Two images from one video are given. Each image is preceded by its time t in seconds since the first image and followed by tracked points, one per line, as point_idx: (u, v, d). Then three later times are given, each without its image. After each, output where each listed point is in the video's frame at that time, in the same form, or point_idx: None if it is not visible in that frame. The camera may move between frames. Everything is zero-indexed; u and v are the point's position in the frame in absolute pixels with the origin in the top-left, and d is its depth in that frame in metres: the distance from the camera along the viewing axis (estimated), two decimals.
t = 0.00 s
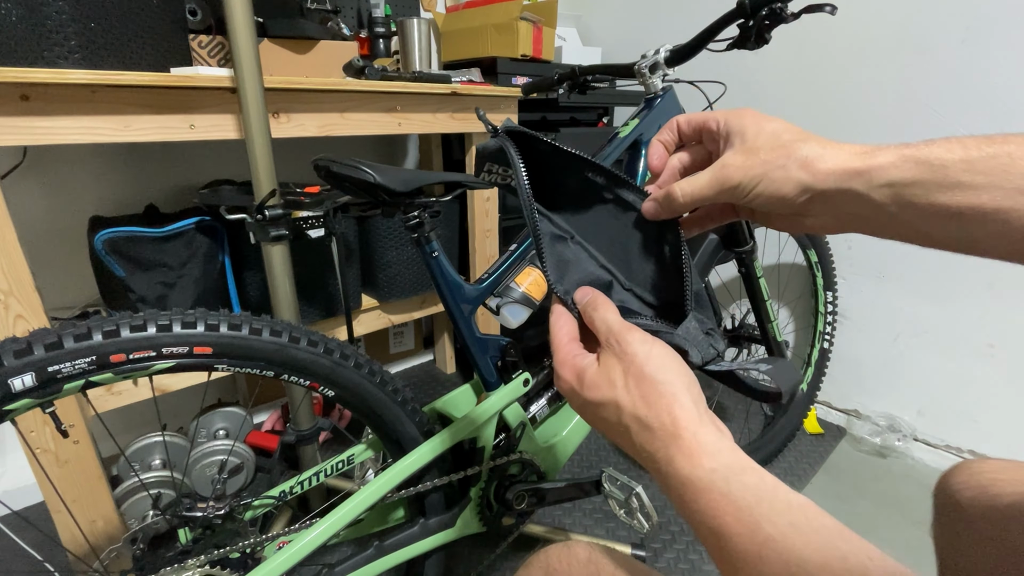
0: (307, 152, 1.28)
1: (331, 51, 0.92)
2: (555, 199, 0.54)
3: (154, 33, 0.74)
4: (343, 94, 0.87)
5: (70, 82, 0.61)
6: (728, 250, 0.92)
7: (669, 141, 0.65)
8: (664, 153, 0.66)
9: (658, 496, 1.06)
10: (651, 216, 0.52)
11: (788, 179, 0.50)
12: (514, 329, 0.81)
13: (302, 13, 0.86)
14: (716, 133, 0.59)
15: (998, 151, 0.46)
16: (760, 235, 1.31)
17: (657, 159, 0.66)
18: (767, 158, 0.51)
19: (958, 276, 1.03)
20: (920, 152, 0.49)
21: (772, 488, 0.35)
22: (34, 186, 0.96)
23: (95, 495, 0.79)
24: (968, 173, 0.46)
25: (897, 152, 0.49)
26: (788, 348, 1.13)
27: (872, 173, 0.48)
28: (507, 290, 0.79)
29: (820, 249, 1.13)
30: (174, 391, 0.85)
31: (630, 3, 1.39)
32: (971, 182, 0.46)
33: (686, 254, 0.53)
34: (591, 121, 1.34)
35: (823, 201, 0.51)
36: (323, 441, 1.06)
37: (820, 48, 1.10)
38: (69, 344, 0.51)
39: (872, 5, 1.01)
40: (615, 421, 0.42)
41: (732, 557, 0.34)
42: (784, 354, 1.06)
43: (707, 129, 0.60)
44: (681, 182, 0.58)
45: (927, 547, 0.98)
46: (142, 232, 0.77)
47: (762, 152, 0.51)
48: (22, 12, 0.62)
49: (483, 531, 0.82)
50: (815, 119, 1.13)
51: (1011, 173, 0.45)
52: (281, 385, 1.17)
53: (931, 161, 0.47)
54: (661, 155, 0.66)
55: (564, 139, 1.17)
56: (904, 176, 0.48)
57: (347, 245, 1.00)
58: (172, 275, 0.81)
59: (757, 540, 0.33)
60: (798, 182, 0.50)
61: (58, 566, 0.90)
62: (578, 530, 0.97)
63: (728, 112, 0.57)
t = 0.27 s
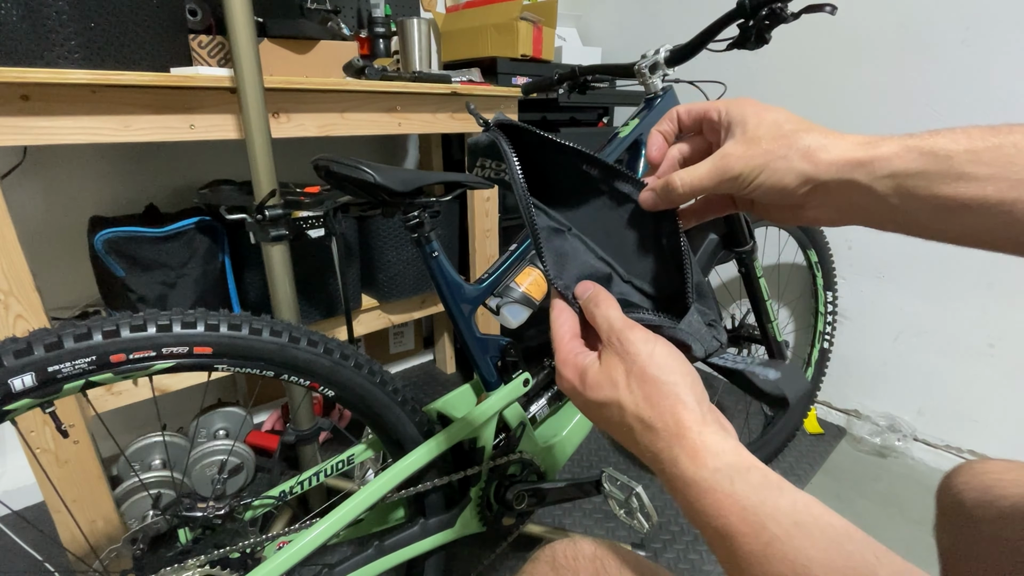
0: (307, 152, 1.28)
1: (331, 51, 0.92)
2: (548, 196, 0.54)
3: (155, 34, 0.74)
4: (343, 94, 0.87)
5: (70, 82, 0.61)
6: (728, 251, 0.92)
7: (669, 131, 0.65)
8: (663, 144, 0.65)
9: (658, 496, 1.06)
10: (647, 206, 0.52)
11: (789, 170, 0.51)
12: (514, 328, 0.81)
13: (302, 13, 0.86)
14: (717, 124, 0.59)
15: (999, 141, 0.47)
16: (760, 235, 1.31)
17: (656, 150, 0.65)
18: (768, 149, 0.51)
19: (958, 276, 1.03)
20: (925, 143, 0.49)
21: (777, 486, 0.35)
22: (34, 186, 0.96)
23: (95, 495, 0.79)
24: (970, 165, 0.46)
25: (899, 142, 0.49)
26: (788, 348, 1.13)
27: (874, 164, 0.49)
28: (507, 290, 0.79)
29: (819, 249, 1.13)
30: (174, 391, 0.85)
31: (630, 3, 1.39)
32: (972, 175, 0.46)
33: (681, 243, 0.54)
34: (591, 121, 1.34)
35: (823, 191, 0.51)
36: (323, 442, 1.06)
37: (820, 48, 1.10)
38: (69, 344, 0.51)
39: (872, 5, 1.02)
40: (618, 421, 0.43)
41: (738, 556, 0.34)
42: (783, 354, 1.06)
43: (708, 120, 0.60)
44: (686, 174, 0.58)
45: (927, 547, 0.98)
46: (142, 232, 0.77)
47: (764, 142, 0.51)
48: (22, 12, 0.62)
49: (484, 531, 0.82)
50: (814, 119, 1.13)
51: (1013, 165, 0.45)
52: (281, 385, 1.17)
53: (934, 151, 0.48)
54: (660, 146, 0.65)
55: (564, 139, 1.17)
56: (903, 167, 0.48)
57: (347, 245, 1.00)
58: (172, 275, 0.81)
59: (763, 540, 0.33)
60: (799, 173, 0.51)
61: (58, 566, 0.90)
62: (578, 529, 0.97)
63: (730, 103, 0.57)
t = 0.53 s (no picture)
0: (307, 152, 1.28)
1: (331, 51, 0.92)
2: (544, 193, 0.54)
3: (155, 33, 0.74)
4: (343, 94, 0.87)
5: (70, 82, 0.61)
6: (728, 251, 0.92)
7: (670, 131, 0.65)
8: (665, 143, 0.65)
9: (658, 497, 1.06)
10: (647, 204, 0.52)
11: (792, 167, 0.51)
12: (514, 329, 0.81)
13: (302, 13, 0.87)
14: (719, 123, 0.59)
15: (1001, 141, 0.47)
16: (760, 235, 1.31)
17: (657, 149, 0.65)
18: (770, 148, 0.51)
19: (959, 276, 1.03)
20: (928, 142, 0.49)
21: (777, 490, 0.35)
22: (34, 186, 0.96)
23: (95, 495, 0.79)
24: (972, 164, 0.46)
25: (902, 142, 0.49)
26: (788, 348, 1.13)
27: (877, 164, 0.49)
28: (507, 290, 0.79)
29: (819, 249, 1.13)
30: (174, 391, 0.85)
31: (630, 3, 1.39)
32: (974, 173, 0.46)
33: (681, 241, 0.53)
34: (591, 121, 1.34)
35: (826, 191, 0.51)
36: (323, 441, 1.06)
37: (820, 48, 1.10)
38: (69, 344, 0.51)
39: (873, 5, 1.02)
40: (617, 423, 0.43)
41: (737, 559, 0.34)
42: (783, 354, 1.06)
43: (710, 120, 0.60)
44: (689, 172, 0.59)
45: (927, 548, 0.98)
46: (142, 232, 0.77)
47: (765, 141, 0.51)
48: (22, 12, 0.62)
49: (484, 531, 0.82)
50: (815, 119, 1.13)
51: (1014, 165, 0.45)
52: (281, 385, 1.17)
53: (937, 151, 0.48)
54: (662, 146, 0.65)
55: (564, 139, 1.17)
56: (905, 165, 0.48)
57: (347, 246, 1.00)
58: (172, 275, 0.81)
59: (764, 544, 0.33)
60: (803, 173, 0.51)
61: (58, 566, 0.90)
62: (578, 529, 0.97)
63: (731, 103, 0.57)
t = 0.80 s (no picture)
0: (307, 152, 1.28)
1: (331, 51, 0.92)
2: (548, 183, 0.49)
3: (154, 34, 0.74)
4: (343, 94, 0.87)
5: (70, 82, 0.61)
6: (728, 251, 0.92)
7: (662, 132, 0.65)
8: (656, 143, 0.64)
9: (659, 496, 1.06)
10: (644, 193, 0.49)
11: (792, 168, 0.51)
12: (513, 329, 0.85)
13: (302, 13, 0.87)
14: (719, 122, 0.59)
15: (998, 130, 0.47)
16: (760, 235, 1.31)
17: (647, 147, 0.65)
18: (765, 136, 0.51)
19: (959, 276, 1.03)
20: (922, 132, 0.49)
21: (778, 499, 0.32)
22: (34, 186, 0.96)
23: (95, 495, 0.79)
24: (964, 153, 0.46)
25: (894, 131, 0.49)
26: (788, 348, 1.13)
27: (871, 151, 0.49)
28: (507, 290, 0.83)
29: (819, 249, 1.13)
30: (174, 391, 0.84)
31: (630, 3, 1.39)
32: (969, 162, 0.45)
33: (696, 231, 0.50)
34: (591, 121, 1.34)
35: (824, 180, 0.51)
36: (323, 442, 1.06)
37: (820, 48, 1.10)
38: (68, 344, 0.51)
39: (872, 5, 1.02)
40: (623, 420, 0.38)
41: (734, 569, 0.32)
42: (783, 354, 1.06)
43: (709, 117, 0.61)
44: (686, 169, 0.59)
45: (927, 547, 0.98)
46: (142, 232, 0.77)
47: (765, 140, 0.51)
48: (22, 12, 0.62)
49: (484, 531, 0.82)
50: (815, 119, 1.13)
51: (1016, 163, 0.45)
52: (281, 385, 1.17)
53: (930, 140, 0.48)
54: (653, 144, 0.65)
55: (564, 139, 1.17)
56: (900, 153, 0.48)
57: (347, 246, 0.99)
58: (172, 275, 0.81)
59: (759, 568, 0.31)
60: (796, 159, 0.51)
61: (58, 566, 0.90)
62: (578, 529, 0.97)
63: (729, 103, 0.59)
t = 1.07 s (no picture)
0: (307, 152, 1.28)
1: (331, 51, 0.92)
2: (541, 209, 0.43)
3: (155, 34, 0.74)
4: (343, 94, 0.87)
5: (70, 82, 0.61)
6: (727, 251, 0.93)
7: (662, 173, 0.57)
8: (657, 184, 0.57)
9: (659, 496, 1.06)
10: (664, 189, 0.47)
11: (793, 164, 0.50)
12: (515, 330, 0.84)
13: (302, 13, 0.87)
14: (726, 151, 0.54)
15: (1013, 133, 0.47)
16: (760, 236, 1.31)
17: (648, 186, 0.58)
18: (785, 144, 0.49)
19: (958, 277, 1.03)
20: (941, 138, 0.48)
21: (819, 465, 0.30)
22: (35, 187, 0.97)
23: (95, 495, 0.79)
24: (982, 158, 0.46)
25: (913, 137, 0.49)
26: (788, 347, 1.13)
27: (869, 148, 0.49)
28: (507, 290, 0.82)
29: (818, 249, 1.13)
30: (174, 391, 0.84)
31: (630, 3, 1.39)
32: (986, 168, 0.45)
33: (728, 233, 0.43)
34: (591, 121, 1.34)
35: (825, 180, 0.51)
36: (323, 441, 1.06)
37: (820, 48, 1.10)
38: (69, 344, 0.51)
39: (872, 5, 1.02)
40: (641, 373, 0.34)
41: (771, 535, 0.29)
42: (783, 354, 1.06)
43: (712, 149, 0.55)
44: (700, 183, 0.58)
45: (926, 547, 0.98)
46: (142, 232, 0.77)
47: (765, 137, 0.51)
48: (22, 12, 0.62)
49: (484, 531, 0.82)
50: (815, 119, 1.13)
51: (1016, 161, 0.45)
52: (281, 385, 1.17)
53: (946, 148, 0.48)
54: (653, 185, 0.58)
55: (564, 139, 1.17)
56: (918, 158, 0.48)
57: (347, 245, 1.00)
58: (172, 275, 0.81)
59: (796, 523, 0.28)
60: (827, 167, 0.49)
61: (58, 566, 0.90)
62: (578, 529, 0.97)
63: (736, 131, 0.54)
